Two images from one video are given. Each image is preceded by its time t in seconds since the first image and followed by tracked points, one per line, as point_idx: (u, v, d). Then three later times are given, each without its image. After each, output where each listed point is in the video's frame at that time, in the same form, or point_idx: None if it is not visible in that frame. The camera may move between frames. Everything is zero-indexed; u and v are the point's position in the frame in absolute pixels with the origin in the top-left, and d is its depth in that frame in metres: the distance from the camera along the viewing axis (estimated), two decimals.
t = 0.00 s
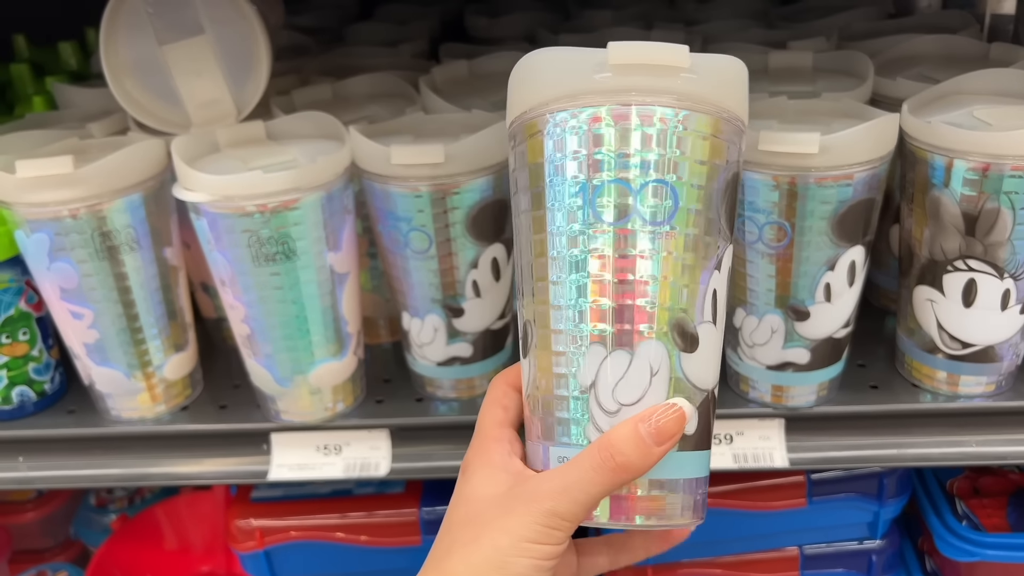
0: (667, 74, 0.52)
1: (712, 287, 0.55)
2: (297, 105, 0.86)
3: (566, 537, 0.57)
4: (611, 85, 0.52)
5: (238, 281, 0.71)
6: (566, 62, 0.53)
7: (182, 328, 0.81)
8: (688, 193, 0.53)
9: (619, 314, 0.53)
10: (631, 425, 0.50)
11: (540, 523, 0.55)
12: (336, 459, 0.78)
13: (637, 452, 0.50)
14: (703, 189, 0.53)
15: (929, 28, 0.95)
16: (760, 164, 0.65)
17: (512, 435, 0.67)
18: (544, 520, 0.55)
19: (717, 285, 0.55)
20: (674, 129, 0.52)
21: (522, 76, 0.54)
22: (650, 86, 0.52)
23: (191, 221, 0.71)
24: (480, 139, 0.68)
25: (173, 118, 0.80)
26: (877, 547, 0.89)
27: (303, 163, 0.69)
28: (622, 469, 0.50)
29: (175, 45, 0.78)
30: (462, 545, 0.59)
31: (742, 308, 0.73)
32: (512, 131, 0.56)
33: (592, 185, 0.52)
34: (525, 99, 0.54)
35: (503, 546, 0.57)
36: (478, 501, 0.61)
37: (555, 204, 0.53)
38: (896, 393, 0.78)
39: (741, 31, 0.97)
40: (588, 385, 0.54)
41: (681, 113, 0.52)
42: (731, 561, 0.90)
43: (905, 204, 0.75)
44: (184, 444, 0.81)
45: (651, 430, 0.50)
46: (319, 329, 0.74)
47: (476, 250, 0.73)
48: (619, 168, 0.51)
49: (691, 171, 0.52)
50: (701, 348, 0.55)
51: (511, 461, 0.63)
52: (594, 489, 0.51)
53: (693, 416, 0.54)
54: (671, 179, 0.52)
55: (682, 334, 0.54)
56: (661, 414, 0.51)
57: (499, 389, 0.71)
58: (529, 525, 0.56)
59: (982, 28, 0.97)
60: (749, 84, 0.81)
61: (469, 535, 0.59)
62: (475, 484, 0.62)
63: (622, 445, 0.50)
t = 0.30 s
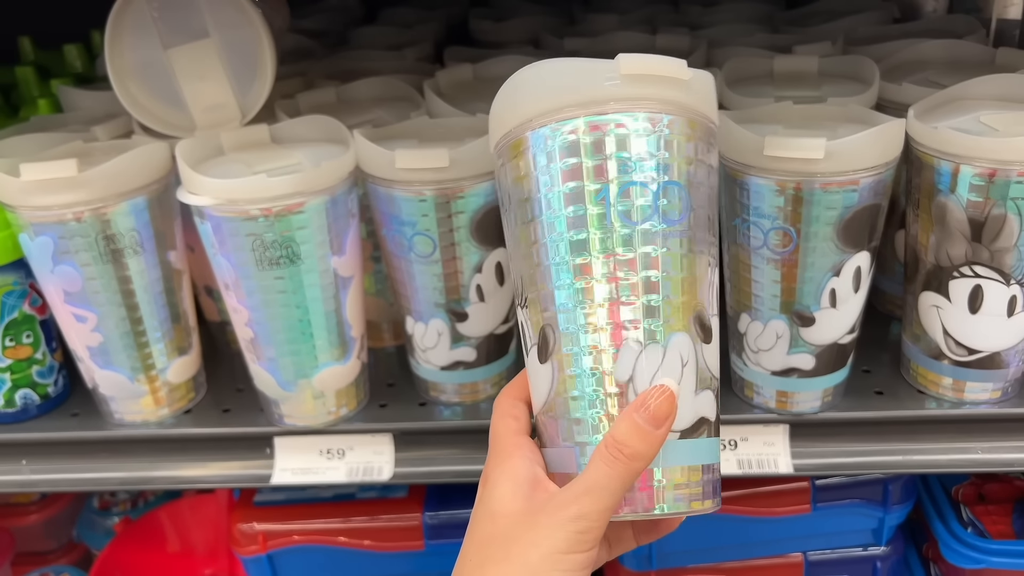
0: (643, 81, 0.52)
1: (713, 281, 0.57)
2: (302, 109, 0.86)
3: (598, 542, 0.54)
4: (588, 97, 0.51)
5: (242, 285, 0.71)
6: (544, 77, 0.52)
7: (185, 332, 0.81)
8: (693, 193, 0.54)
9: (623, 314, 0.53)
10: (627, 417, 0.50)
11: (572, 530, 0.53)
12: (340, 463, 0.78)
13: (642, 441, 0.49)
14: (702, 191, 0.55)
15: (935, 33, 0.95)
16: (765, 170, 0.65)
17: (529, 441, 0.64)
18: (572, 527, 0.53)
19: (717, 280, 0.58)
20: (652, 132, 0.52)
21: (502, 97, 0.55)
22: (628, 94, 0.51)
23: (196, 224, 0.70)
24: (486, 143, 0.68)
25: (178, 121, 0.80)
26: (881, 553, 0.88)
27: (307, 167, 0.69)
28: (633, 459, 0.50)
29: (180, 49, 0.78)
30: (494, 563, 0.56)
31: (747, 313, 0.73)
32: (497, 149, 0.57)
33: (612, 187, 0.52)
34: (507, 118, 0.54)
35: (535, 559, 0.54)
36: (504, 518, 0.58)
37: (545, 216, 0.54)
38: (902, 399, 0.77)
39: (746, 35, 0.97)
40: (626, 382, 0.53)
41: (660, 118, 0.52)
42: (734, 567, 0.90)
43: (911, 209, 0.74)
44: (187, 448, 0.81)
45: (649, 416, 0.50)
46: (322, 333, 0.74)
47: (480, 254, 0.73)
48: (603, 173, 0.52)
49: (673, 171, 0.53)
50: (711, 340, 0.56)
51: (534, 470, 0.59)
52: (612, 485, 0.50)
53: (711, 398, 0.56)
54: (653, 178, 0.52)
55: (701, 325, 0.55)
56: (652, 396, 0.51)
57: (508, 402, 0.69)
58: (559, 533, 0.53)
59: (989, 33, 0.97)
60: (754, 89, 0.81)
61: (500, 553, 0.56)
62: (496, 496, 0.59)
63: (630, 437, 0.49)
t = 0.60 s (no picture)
0: (662, 110, 0.51)
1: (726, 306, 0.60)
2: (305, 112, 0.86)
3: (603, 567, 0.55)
4: (602, 123, 0.51)
5: (245, 289, 0.70)
6: (563, 98, 0.52)
7: (188, 335, 0.81)
8: (728, 225, 0.56)
9: (646, 343, 0.54)
10: (660, 463, 0.53)
11: (581, 553, 0.53)
12: (342, 467, 0.78)
13: (674, 489, 0.53)
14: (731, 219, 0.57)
15: (940, 36, 0.94)
16: (770, 173, 0.65)
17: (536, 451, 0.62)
18: (584, 550, 0.53)
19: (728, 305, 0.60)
20: (669, 163, 0.52)
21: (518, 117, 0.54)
22: (644, 122, 0.51)
23: (198, 227, 0.70)
24: (489, 146, 0.68)
25: (180, 123, 0.79)
26: (886, 559, 0.88)
27: (310, 170, 0.69)
28: (660, 501, 0.53)
29: (183, 52, 0.78)
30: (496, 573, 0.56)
31: (752, 318, 0.73)
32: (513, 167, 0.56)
33: (667, 218, 0.52)
34: (523, 138, 0.54)
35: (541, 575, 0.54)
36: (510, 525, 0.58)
37: (571, 238, 0.53)
38: (907, 404, 0.77)
39: (750, 38, 0.96)
40: (667, 413, 0.55)
41: (675, 147, 0.52)
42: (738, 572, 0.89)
43: (917, 213, 0.74)
44: (189, 451, 0.81)
45: (681, 470, 0.54)
46: (325, 337, 0.74)
47: (483, 258, 0.73)
48: (622, 203, 0.52)
49: (693, 201, 0.53)
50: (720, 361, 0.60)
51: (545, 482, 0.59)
52: (636, 521, 0.53)
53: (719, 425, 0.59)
54: (672, 209, 0.53)
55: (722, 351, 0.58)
56: (685, 455, 0.54)
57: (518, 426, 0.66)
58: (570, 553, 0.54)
59: (995, 36, 0.96)
60: (759, 92, 0.81)
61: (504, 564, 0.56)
62: (504, 506, 0.59)
63: (661, 480, 0.53)
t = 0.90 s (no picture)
0: (665, 109, 0.51)
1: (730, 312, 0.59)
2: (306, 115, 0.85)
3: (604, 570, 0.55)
4: (605, 122, 0.51)
5: (245, 293, 0.70)
6: (573, 101, 0.51)
7: (188, 339, 0.81)
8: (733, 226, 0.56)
9: (662, 339, 0.53)
10: (669, 462, 0.50)
11: (579, 557, 0.53)
12: (343, 473, 0.77)
13: (676, 486, 0.50)
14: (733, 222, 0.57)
15: (945, 39, 0.94)
16: (775, 177, 0.64)
17: (531, 462, 0.66)
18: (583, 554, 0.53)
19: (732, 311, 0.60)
20: (677, 158, 0.52)
21: (524, 123, 0.53)
22: (647, 118, 0.51)
23: (198, 231, 0.70)
24: (492, 150, 0.67)
25: (180, 126, 0.79)
26: (890, 564, 0.87)
27: (311, 174, 0.68)
28: (663, 503, 0.50)
29: (183, 54, 0.77)
30: None
31: (756, 323, 0.72)
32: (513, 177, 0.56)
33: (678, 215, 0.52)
34: (529, 144, 0.53)
35: None
36: (511, 533, 0.58)
37: (584, 238, 0.52)
38: (911, 410, 0.76)
39: (754, 41, 0.96)
40: (689, 412, 0.53)
41: (681, 143, 0.52)
42: None
43: (923, 217, 0.73)
44: (189, 456, 0.80)
45: (690, 465, 0.50)
46: (326, 341, 0.73)
47: (485, 262, 0.72)
48: (632, 200, 0.51)
49: (700, 197, 0.53)
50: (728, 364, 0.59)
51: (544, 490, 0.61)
52: (635, 525, 0.51)
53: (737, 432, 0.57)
54: (681, 204, 0.52)
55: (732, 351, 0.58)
56: (699, 452, 0.51)
57: (509, 425, 0.70)
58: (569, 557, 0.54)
59: (999, 39, 0.96)
60: (763, 96, 0.80)
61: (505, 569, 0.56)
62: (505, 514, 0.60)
63: (663, 479, 0.50)
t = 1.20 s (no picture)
0: (663, 110, 0.53)
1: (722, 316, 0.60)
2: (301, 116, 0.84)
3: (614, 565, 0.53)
4: (605, 119, 0.52)
5: (239, 296, 0.69)
6: (570, 103, 0.52)
7: (182, 342, 0.80)
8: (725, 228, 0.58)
9: (666, 329, 0.53)
10: (641, 436, 0.49)
11: (585, 554, 0.52)
12: (338, 478, 0.77)
13: (656, 458, 0.48)
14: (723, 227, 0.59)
15: (946, 40, 0.93)
16: (774, 181, 0.64)
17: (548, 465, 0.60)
18: (588, 550, 0.52)
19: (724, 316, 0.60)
20: (673, 157, 0.53)
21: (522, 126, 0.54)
22: (643, 117, 0.52)
23: (192, 234, 0.69)
24: (489, 152, 0.66)
25: (175, 128, 0.78)
26: (889, 569, 0.88)
27: (306, 177, 0.68)
28: (648, 480, 0.49)
29: (177, 55, 0.76)
30: None
31: (756, 327, 0.72)
32: (507, 182, 0.57)
33: (677, 208, 0.53)
34: (530, 142, 0.53)
35: None
36: (521, 541, 0.56)
37: (586, 228, 0.52)
38: (912, 415, 0.76)
39: (754, 42, 0.95)
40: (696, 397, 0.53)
41: (677, 142, 0.53)
42: None
43: (923, 220, 0.73)
44: (183, 461, 0.80)
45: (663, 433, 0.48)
46: (321, 345, 0.72)
47: (482, 265, 0.72)
48: (633, 191, 0.52)
49: (695, 193, 0.55)
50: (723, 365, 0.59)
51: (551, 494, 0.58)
52: (629, 507, 0.49)
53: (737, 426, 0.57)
54: (679, 198, 0.54)
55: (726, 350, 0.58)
56: (666, 412, 0.49)
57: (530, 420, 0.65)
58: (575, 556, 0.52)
59: (1001, 40, 0.95)
60: (763, 97, 0.80)
61: None
62: (513, 522, 0.58)
63: (643, 457, 0.48)
